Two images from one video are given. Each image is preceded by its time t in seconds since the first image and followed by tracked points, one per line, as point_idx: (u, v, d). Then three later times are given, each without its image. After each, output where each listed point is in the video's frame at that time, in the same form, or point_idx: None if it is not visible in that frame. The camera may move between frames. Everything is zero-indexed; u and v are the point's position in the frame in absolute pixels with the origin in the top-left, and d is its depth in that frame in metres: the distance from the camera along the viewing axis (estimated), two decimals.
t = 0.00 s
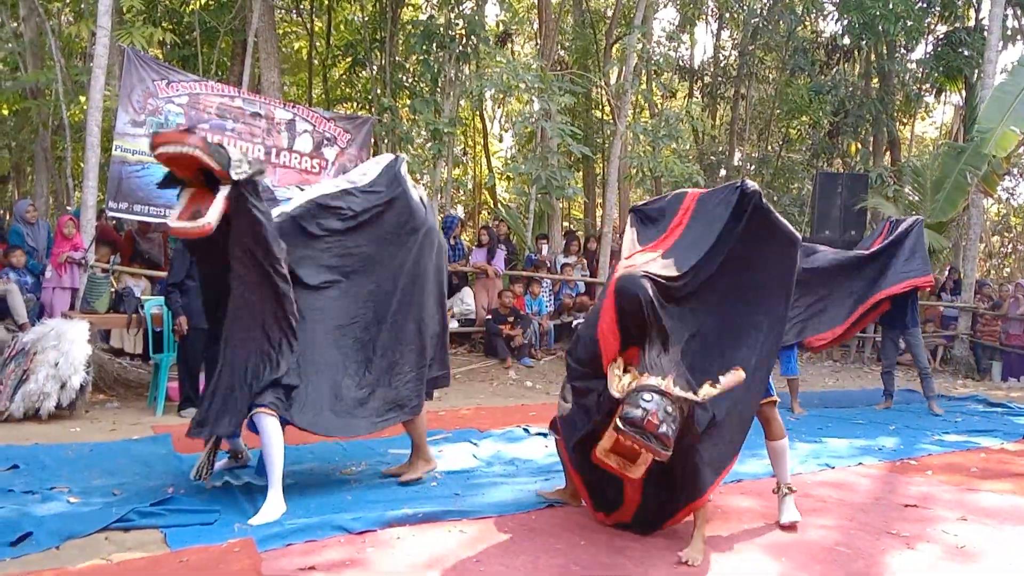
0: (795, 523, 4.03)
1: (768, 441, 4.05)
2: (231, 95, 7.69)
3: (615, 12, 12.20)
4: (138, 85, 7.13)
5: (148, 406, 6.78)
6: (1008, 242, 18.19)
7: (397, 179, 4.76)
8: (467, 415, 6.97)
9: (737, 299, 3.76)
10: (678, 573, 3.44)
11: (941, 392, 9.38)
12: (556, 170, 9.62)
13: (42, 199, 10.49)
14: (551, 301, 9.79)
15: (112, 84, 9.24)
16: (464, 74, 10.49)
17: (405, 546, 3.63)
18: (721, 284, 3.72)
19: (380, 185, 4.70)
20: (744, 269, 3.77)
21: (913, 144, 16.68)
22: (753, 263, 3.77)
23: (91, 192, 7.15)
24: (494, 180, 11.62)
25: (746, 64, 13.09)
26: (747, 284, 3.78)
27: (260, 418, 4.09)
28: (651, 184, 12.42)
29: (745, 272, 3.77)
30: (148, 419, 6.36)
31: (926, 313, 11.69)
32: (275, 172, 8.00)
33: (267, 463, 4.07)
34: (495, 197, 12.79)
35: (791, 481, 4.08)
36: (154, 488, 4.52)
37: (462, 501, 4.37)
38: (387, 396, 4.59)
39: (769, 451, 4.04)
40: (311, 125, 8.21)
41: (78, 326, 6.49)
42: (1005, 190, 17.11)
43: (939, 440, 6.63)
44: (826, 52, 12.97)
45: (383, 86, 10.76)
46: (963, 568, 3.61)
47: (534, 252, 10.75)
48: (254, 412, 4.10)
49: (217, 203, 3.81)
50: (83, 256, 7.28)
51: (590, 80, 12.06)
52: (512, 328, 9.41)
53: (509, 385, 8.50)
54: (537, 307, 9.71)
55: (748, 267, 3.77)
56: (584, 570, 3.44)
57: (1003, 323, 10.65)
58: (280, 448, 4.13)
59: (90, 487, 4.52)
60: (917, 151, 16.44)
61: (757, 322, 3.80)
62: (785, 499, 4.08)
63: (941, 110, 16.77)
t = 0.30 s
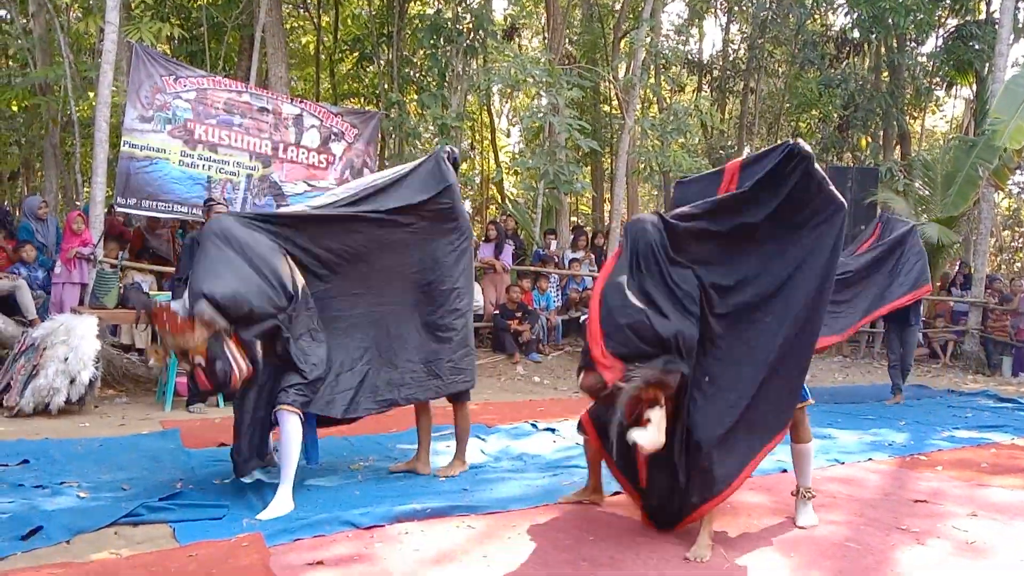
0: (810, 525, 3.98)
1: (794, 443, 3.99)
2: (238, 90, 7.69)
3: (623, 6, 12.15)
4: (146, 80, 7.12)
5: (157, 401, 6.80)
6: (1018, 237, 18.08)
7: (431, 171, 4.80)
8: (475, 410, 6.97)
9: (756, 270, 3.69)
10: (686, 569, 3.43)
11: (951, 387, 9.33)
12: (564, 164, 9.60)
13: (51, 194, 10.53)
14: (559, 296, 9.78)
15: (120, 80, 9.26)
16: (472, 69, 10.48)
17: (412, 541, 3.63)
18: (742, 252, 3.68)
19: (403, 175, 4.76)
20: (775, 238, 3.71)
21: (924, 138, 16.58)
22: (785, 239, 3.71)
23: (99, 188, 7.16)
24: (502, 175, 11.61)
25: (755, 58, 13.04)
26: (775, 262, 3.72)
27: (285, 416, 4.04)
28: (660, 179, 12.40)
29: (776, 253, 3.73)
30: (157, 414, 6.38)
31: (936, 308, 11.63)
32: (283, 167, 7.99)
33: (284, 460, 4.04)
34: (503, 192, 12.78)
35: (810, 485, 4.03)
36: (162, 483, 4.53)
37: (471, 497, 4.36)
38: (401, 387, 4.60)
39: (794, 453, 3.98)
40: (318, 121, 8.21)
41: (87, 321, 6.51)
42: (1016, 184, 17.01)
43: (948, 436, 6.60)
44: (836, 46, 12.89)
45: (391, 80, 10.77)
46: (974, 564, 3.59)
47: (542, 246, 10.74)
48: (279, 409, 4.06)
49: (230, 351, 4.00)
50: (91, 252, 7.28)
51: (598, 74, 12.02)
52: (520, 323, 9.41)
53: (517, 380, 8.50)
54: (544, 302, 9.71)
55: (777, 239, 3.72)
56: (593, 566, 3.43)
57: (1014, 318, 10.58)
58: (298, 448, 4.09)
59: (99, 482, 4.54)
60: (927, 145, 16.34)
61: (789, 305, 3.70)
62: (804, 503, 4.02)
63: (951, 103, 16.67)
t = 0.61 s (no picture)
0: (820, 527, 3.97)
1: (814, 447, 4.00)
2: (249, 92, 7.73)
3: (632, 7, 12.14)
4: (157, 83, 7.15)
5: (168, 402, 6.84)
6: None
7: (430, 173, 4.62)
8: (483, 411, 6.98)
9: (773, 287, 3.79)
10: (695, 571, 3.43)
11: (962, 389, 9.28)
12: (573, 166, 9.60)
13: (63, 197, 10.59)
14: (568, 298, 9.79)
15: (131, 82, 9.31)
16: (481, 71, 10.50)
17: (421, 542, 3.64)
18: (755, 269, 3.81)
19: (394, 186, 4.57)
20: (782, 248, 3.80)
21: (934, 138, 16.51)
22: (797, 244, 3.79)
23: (110, 190, 7.20)
24: (510, 177, 11.62)
25: (764, 58, 12.98)
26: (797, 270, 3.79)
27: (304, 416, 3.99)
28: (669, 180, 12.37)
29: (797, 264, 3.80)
30: (168, 416, 6.41)
31: (947, 309, 11.57)
32: (293, 169, 8.02)
33: (302, 461, 4.04)
34: (512, 194, 12.78)
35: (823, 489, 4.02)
36: (174, 484, 4.56)
37: (479, 498, 4.37)
38: (440, 386, 4.55)
39: (813, 457, 3.99)
40: (328, 123, 8.25)
41: (99, 322, 6.54)
42: None
43: (959, 438, 6.57)
44: (846, 46, 12.83)
45: (400, 83, 10.80)
46: (984, 567, 3.57)
47: (551, 248, 10.74)
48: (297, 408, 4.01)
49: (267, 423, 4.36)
50: (103, 254, 7.31)
51: (606, 75, 12.01)
52: (529, 324, 9.41)
53: (526, 382, 8.51)
54: (553, 303, 9.73)
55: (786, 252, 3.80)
56: (602, 568, 3.43)
57: None
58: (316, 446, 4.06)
59: (111, 483, 4.56)
60: (938, 146, 16.26)
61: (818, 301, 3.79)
62: (814, 506, 4.01)
63: (962, 104, 16.59)
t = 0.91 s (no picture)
0: (831, 532, 3.96)
1: (825, 453, 3.97)
2: (259, 98, 7.77)
3: (641, 11, 12.14)
4: (169, 88, 7.19)
5: (179, 406, 6.87)
6: None
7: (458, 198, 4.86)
8: (492, 415, 6.98)
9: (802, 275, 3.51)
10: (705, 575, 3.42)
11: (974, 394, 9.22)
12: (582, 170, 9.60)
13: (75, 201, 10.66)
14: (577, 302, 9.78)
15: (143, 87, 9.37)
16: (490, 76, 10.52)
17: (431, 546, 3.65)
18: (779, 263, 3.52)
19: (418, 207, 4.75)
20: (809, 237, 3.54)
21: (945, 142, 16.45)
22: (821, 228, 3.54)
23: (122, 195, 7.24)
24: (519, 181, 11.64)
25: (774, 62, 12.93)
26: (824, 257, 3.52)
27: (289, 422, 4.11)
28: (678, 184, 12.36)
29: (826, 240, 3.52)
30: (179, 419, 6.45)
31: (958, 314, 11.51)
32: (304, 174, 8.06)
33: (298, 463, 4.14)
34: (521, 198, 12.81)
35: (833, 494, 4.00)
36: (184, 487, 4.57)
37: (489, 502, 4.38)
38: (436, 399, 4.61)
39: (823, 463, 3.96)
40: (338, 128, 8.29)
41: (110, 327, 6.58)
42: None
43: (971, 443, 6.53)
44: (855, 50, 12.79)
45: (409, 88, 10.85)
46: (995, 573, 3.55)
47: (560, 252, 10.74)
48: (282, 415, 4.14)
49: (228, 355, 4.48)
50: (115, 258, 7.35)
51: (615, 79, 12.02)
52: (538, 328, 9.41)
53: (535, 386, 8.51)
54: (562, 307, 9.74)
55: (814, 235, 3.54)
56: (611, 572, 3.42)
57: None
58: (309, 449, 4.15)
59: (122, 486, 4.59)
60: (948, 150, 16.20)
61: (848, 288, 3.48)
62: (825, 511, 3.99)
63: (973, 107, 16.53)
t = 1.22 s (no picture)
0: (840, 530, 3.95)
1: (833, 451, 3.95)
2: (269, 95, 7.78)
3: (650, 8, 12.11)
4: (178, 86, 7.22)
5: (188, 402, 6.89)
6: None
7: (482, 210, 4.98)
8: (501, 412, 6.98)
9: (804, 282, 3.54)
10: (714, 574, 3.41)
11: (984, 391, 9.17)
12: (591, 167, 9.58)
13: (86, 199, 10.70)
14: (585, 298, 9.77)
15: (153, 85, 9.40)
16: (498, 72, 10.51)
17: (439, 542, 3.65)
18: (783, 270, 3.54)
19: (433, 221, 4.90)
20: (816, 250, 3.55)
21: (957, 139, 16.35)
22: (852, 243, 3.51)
23: (131, 192, 7.26)
24: (528, 177, 11.62)
25: (783, 58, 12.86)
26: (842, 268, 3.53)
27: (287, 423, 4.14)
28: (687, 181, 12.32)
29: (849, 247, 3.49)
30: (189, 415, 6.47)
31: (968, 311, 11.45)
32: (313, 171, 8.08)
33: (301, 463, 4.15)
34: (529, 195, 12.80)
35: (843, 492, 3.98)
36: (193, 483, 4.59)
37: (498, 498, 4.38)
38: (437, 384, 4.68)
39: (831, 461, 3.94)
40: (347, 125, 8.29)
41: (120, 323, 6.60)
42: None
43: (982, 441, 6.49)
44: (866, 46, 12.71)
45: (418, 85, 10.85)
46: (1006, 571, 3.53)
47: (569, 249, 10.73)
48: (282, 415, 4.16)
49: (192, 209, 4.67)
50: (124, 255, 7.37)
51: (624, 76, 11.99)
52: (547, 325, 9.40)
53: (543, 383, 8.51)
54: (571, 304, 9.73)
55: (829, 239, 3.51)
56: (620, 570, 3.41)
57: None
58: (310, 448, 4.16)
59: (132, 482, 4.60)
60: (959, 146, 16.10)
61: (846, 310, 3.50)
62: (835, 509, 3.98)
63: (984, 103, 16.43)
